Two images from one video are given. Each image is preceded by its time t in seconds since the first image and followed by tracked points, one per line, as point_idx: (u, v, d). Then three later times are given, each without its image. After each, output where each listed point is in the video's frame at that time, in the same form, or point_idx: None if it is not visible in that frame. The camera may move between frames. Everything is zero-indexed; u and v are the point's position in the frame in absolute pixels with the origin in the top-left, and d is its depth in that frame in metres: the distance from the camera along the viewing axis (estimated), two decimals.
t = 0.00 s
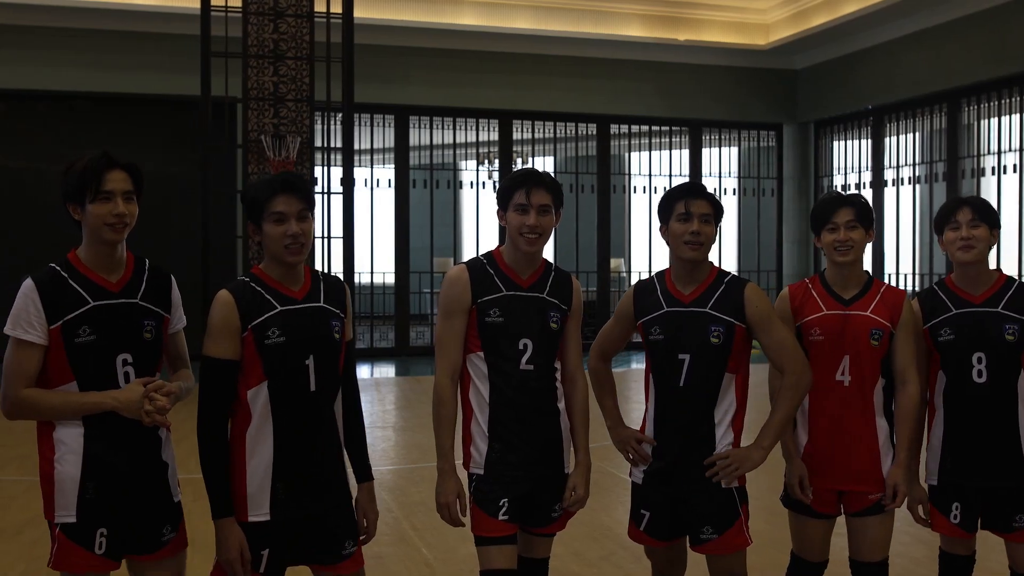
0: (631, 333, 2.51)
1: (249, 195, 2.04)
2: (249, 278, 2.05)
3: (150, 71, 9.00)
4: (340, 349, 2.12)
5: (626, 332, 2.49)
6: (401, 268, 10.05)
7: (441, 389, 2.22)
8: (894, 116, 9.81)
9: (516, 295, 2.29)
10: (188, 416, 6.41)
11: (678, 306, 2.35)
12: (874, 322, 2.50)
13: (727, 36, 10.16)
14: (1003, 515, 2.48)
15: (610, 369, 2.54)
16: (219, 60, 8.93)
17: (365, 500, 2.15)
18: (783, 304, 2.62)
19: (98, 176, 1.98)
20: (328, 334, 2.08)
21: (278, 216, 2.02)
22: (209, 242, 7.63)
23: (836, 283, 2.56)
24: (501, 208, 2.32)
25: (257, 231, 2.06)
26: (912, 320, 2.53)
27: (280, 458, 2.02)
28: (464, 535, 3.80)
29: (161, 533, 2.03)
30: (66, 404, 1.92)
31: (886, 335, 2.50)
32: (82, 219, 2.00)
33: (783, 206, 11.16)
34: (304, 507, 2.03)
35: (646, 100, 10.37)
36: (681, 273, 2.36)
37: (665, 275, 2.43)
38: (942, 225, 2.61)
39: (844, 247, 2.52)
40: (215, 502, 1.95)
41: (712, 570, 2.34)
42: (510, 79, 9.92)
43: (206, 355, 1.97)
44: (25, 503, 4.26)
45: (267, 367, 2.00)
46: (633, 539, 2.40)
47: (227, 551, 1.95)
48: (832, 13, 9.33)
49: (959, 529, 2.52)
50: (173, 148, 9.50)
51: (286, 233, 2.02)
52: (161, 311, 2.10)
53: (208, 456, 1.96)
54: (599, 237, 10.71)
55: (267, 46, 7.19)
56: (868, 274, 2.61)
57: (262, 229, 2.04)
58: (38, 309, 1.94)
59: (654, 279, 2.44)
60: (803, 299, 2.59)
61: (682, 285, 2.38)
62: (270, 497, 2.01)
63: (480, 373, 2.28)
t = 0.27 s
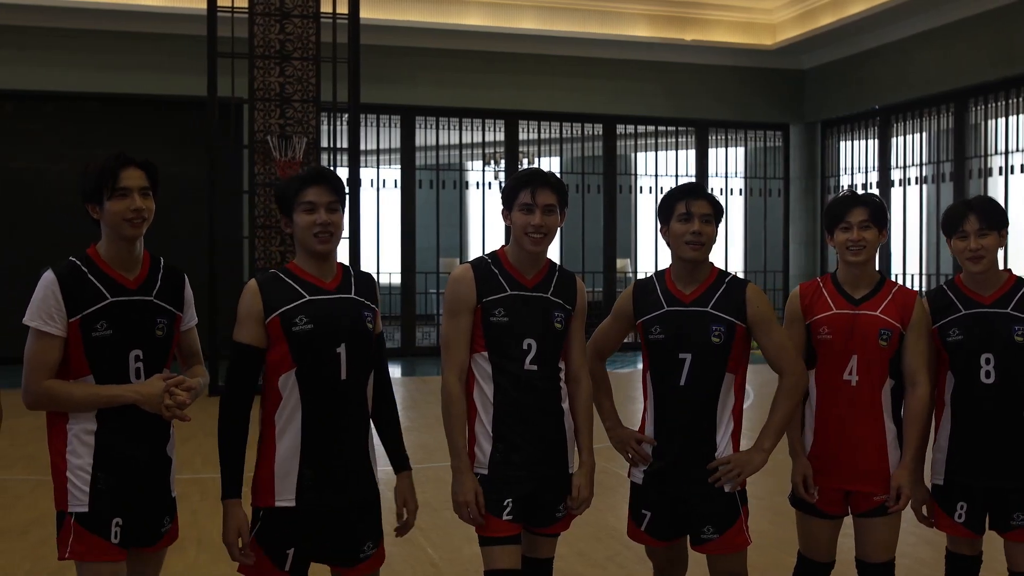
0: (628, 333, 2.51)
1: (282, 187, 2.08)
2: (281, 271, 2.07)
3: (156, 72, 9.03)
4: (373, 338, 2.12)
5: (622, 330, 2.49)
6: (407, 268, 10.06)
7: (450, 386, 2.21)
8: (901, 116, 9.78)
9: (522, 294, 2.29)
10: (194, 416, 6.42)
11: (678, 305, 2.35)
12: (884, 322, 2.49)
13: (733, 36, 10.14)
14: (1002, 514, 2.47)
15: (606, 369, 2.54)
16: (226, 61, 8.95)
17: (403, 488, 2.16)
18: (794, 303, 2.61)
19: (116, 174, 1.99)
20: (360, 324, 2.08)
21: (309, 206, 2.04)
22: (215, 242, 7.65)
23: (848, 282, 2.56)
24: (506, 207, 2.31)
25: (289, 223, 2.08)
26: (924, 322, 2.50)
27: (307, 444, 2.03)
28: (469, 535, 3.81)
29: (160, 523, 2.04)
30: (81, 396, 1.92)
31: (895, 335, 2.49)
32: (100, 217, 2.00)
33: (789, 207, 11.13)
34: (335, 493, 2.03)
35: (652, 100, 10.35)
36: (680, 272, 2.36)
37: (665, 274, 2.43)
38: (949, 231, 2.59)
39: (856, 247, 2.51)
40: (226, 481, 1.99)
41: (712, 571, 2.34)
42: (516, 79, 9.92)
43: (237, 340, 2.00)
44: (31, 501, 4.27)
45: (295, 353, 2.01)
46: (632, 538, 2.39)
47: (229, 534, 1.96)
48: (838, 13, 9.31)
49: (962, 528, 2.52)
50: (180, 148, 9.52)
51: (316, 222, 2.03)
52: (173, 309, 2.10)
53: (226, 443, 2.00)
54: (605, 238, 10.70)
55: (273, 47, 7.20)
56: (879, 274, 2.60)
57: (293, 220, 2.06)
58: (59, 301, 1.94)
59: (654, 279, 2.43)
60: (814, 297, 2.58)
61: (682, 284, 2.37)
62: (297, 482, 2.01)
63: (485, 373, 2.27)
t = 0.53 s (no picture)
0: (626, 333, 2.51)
1: (304, 187, 2.10)
2: (302, 269, 2.09)
3: (160, 72, 9.04)
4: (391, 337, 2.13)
5: (622, 330, 2.49)
6: (410, 268, 10.05)
7: (450, 383, 2.21)
8: (905, 116, 9.77)
9: (522, 294, 2.29)
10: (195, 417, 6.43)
11: (678, 305, 2.35)
12: (884, 323, 2.48)
13: (736, 36, 10.14)
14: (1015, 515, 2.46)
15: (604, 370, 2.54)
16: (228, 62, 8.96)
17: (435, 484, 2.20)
18: (795, 302, 2.61)
19: (131, 180, 2.00)
20: (379, 321, 2.09)
21: (330, 204, 2.06)
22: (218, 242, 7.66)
23: (849, 282, 2.55)
24: (507, 207, 2.31)
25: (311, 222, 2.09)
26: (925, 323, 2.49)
27: (326, 439, 2.04)
28: (471, 535, 3.81)
29: (158, 520, 2.04)
30: (96, 401, 1.92)
31: (895, 335, 2.48)
32: (112, 220, 2.00)
33: (792, 207, 11.13)
34: (352, 488, 2.03)
35: (655, 100, 10.35)
36: (679, 272, 2.36)
37: (664, 275, 2.42)
38: (964, 230, 2.58)
39: (857, 249, 2.51)
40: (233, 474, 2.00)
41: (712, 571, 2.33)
42: (519, 80, 9.92)
43: (255, 336, 2.02)
44: (33, 502, 4.28)
45: (314, 349, 2.02)
46: (633, 538, 2.39)
47: (232, 529, 1.98)
48: (841, 13, 9.30)
49: (973, 527, 2.51)
50: (184, 149, 9.54)
51: (337, 221, 2.05)
52: (174, 312, 2.11)
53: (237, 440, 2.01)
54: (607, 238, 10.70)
55: (276, 48, 7.21)
56: (880, 274, 2.59)
57: (315, 218, 2.08)
58: (73, 304, 1.93)
59: (653, 279, 2.43)
60: (814, 297, 2.58)
61: (683, 285, 2.37)
62: (317, 479, 2.01)
63: (485, 372, 2.27)
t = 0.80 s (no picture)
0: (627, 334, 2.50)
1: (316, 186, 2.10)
2: (309, 270, 2.08)
3: (162, 73, 9.05)
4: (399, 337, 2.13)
5: (624, 330, 2.48)
6: (411, 268, 10.05)
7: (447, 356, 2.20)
8: (907, 116, 9.76)
9: (521, 293, 2.28)
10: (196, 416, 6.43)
11: (680, 306, 2.34)
12: (883, 322, 2.48)
13: (738, 36, 10.13)
14: None
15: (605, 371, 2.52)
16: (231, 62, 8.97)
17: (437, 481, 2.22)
18: (793, 302, 2.60)
19: (137, 181, 1.99)
20: (387, 321, 2.09)
21: (343, 204, 2.05)
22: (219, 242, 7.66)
23: (846, 282, 2.55)
24: (502, 209, 2.31)
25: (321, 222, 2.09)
26: (922, 323, 2.49)
27: (340, 439, 2.03)
28: (472, 535, 3.81)
29: (169, 518, 2.03)
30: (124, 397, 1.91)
31: (894, 334, 2.47)
32: (115, 222, 1.99)
33: (794, 207, 11.11)
34: (358, 486, 2.03)
35: (657, 100, 10.34)
36: (680, 272, 2.36)
37: (665, 274, 2.42)
38: (973, 229, 2.57)
39: (846, 250, 2.51)
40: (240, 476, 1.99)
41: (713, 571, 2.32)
42: (521, 80, 9.91)
43: (263, 338, 2.01)
44: (34, 501, 4.28)
45: (326, 350, 2.01)
46: (634, 538, 2.39)
47: (239, 529, 1.97)
48: (843, 13, 9.29)
49: (982, 528, 2.51)
50: (187, 149, 9.55)
51: (348, 221, 2.05)
52: (171, 308, 2.11)
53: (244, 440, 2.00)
54: (609, 238, 10.70)
55: (278, 48, 7.21)
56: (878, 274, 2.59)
57: (324, 219, 2.07)
58: (90, 303, 1.92)
59: (654, 279, 2.42)
60: (812, 297, 2.57)
61: (686, 286, 2.36)
62: (332, 479, 2.01)
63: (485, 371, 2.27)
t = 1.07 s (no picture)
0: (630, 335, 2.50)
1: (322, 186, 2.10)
2: (308, 274, 2.07)
3: (162, 73, 9.05)
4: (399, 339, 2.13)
5: (628, 330, 2.48)
6: (411, 268, 10.05)
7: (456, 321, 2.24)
8: (907, 116, 9.76)
9: (522, 292, 2.29)
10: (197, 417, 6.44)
11: (682, 306, 2.34)
12: (887, 322, 2.48)
13: (739, 36, 10.13)
14: None
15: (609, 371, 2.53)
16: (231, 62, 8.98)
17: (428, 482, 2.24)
18: (795, 302, 2.60)
19: (141, 185, 1.99)
20: (388, 324, 2.10)
21: (352, 209, 2.05)
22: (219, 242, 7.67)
23: (848, 282, 2.55)
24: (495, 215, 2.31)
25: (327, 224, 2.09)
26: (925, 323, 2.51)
27: (349, 442, 2.03)
28: (473, 536, 3.81)
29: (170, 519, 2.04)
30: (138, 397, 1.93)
31: (898, 334, 2.48)
32: (116, 224, 1.99)
33: (795, 207, 11.12)
34: (362, 491, 2.03)
35: (657, 100, 10.34)
36: (685, 273, 2.37)
37: (669, 275, 2.42)
38: (978, 229, 2.57)
39: (847, 250, 2.53)
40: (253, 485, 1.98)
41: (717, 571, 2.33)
42: (521, 80, 9.91)
43: (264, 344, 2.00)
44: (36, 501, 4.29)
45: (332, 355, 2.01)
46: (639, 540, 2.40)
47: (261, 542, 1.96)
48: (843, 12, 9.29)
49: (985, 528, 2.50)
50: (188, 150, 9.56)
51: (353, 224, 2.05)
52: (170, 308, 2.12)
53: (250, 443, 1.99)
54: (609, 237, 10.70)
55: (278, 48, 7.21)
56: (880, 274, 2.59)
57: (331, 221, 2.07)
58: (98, 306, 1.91)
59: (657, 281, 2.43)
60: (815, 297, 2.57)
61: (689, 286, 2.37)
62: (341, 482, 2.02)
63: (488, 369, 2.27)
